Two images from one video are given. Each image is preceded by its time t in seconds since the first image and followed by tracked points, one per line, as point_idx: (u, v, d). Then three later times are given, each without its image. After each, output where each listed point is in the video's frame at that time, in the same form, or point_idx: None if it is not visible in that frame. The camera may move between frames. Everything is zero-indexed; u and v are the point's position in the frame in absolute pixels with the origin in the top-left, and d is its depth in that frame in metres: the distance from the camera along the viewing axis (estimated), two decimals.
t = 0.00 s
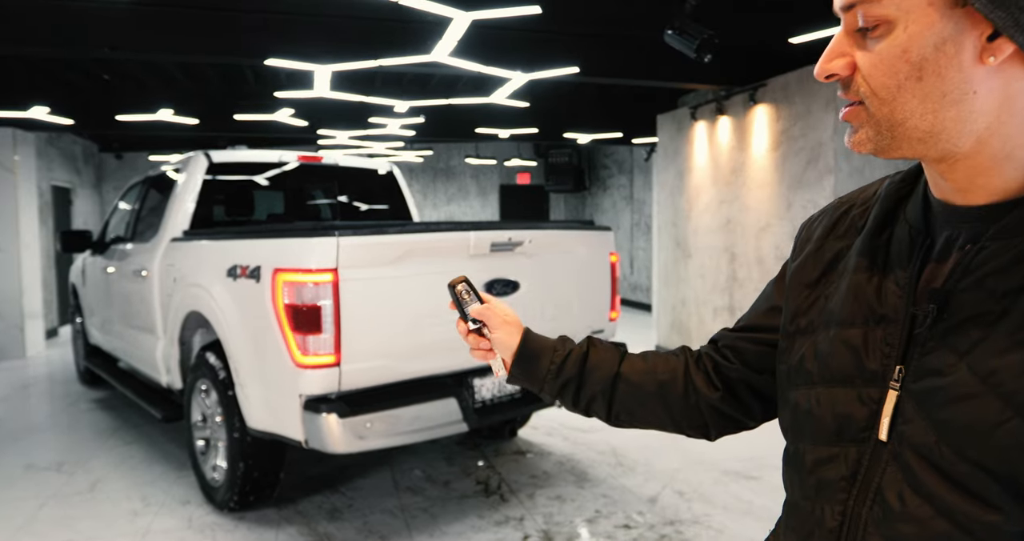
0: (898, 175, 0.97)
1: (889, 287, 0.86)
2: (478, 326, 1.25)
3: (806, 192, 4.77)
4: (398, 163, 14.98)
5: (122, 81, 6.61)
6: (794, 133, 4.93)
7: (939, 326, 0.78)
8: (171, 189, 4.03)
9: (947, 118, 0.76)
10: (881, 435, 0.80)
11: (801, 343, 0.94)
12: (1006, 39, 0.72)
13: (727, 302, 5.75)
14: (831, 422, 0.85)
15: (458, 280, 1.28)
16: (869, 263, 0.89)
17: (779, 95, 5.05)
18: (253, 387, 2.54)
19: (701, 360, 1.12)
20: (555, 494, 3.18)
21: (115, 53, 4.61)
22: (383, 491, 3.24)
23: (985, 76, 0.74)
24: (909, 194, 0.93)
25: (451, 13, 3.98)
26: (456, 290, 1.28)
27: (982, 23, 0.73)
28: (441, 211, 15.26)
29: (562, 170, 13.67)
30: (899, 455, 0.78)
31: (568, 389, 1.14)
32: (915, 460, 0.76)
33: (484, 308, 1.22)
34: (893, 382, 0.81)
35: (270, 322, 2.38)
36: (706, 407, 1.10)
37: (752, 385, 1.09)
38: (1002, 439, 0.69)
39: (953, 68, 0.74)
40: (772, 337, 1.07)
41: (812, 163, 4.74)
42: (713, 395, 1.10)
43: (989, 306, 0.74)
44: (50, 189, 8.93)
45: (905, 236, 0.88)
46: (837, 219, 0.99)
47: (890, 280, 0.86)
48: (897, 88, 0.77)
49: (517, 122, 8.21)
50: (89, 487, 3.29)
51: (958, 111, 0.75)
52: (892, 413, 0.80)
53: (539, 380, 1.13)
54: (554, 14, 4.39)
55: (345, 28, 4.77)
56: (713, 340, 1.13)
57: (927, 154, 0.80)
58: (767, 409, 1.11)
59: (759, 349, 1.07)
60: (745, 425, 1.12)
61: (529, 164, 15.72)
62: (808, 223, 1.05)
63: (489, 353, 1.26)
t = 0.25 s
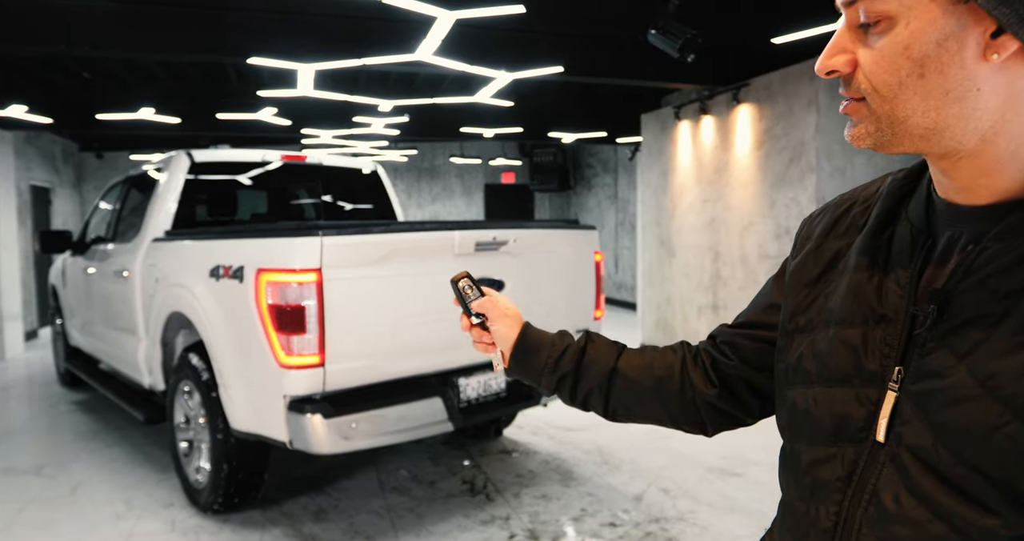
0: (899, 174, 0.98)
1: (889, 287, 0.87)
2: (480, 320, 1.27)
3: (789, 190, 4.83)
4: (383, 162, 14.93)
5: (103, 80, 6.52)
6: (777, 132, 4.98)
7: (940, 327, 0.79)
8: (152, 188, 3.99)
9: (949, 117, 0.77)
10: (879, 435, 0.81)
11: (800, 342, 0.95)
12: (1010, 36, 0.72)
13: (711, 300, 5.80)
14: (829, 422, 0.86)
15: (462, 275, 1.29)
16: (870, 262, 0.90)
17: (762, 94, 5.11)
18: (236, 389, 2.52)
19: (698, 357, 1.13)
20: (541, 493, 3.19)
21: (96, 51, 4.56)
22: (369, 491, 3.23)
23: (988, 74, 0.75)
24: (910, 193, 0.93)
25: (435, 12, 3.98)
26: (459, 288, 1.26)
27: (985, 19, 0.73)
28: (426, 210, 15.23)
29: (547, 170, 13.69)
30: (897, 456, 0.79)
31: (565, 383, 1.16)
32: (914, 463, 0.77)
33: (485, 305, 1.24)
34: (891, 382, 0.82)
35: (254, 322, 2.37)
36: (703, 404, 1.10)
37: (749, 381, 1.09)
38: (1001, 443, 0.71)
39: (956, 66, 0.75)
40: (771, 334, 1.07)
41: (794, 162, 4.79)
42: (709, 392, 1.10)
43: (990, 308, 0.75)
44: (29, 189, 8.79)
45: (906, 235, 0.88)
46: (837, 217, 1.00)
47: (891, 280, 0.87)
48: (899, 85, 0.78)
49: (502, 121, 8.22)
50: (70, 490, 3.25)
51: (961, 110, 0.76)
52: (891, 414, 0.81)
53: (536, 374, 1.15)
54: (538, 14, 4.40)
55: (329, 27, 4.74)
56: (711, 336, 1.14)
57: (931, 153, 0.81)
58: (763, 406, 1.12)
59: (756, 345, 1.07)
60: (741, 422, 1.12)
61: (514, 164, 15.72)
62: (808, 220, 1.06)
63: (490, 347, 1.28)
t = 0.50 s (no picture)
0: (892, 173, 0.99)
1: (881, 286, 0.87)
2: (471, 327, 1.28)
3: (774, 190, 4.87)
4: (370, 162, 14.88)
5: (86, 78, 6.45)
6: (763, 132, 5.02)
7: (931, 327, 0.79)
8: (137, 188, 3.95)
9: (943, 117, 0.77)
10: (869, 435, 0.82)
11: (793, 341, 0.95)
12: (1001, 36, 0.72)
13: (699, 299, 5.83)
14: (819, 422, 0.87)
15: (451, 282, 1.31)
16: (862, 262, 0.90)
17: (748, 94, 5.15)
18: (223, 389, 2.51)
19: (690, 356, 1.13)
20: (529, 492, 3.20)
21: (79, 50, 4.51)
22: (356, 492, 3.22)
23: (980, 73, 0.75)
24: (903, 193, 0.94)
25: (421, 11, 3.97)
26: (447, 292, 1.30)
27: (977, 18, 0.73)
28: (413, 210, 15.21)
29: (534, 169, 13.70)
30: (885, 456, 0.80)
31: (555, 386, 1.16)
32: (902, 462, 0.78)
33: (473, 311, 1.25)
34: (882, 382, 0.82)
35: (240, 323, 2.36)
36: (694, 404, 1.11)
37: (741, 380, 1.10)
38: (988, 443, 0.71)
39: (948, 66, 0.75)
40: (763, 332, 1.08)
41: (780, 162, 4.83)
42: (701, 391, 1.11)
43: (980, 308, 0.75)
44: (12, 189, 8.68)
45: (897, 235, 0.89)
46: (831, 217, 1.01)
47: (882, 279, 0.88)
48: (891, 86, 0.78)
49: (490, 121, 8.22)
50: (54, 493, 3.22)
51: (955, 109, 0.77)
52: (879, 414, 0.82)
53: (527, 378, 1.16)
54: (525, 13, 4.40)
55: (316, 26, 4.72)
56: (704, 335, 1.15)
57: (925, 153, 0.81)
58: (755, 405, 1.12)
59: (748, 344, 1.08)
60: (734, 420, 1.13)
61: (502, 163, 15.72)
62: (802, 220, 1.07)
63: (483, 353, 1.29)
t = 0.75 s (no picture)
0: (873, 174, 1.00)
1: (860, 285, 0.88)
2: (460, 326, 1.29)
3: (762, 190, 4.90)
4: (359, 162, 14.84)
5: (72, 78, 6.40)
6: (751, 133, 5.05)
7: (906, 327, 0.80)
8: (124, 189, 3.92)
9: (911, 121, 0.78)
10: (847, 434, 0.83)
11: (775, 339, 0.96)
12: (960, 41, 0.73)
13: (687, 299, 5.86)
14: (800, 420, 0.88)
15: (442, 284, 1.32)
16: (842, 261, 0.91)
17: (735, 95, 5.17)
18: (211, 391, 2.50)
19: (675, 354, 1.14)
20: (519, 492, 3.21)
21: (65, 49, 4.47)
22: (346, 493, 3.22)
23: (945, 78, 0.75)
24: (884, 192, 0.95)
25: (410, 12, 3.97)
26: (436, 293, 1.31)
27: (937, 25, 0.75)
28: (403, 210, 15.18)
29: (524, 170, 13.72)
30: (862, 454, 0.81)
31: (542, 384, 1.16)
32: (879, 460, 0.79)
33: (462, 308, 1.26)
34: (859, 380, 0.83)
35: (228, 324, 2.35)
36: (680, 401, 1.12)
37: (725, 378, 1.11)
38: (961, 441, 0.72)
39: (912, 72, 0.77)
40: (747, 331, 1.09)
41: (768, 162, 4.87)
42: (687, 389, 1.12)
43: (955, 308, 0.76)
44: None
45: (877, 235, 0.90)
46: (814, 216, 1.01)
47: (861, 278, 0.88)
48: (859, 93, 0.80)
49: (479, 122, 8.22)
50: (40, 496, 3.19)
51: (924, 113, 0.77)
52: (857, 412, 0.82)
53: (514, 375, 1.16)
54: (514, 14, 4.41)
55: (304, 26, 4.71)
56: (690, 333, 1.16)
57: (899, 157, 0.82)
58: (739, 402, 1.14)
59: (733, 342, 1.10)
60: (718, 417, 1.15)
61: (491, 163, 15.71)
62: (786, 219, 1.07)
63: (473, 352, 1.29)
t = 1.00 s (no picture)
0: (849, 178, 1.02)
1: (831, 285, 0.90)
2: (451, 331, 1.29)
3: (752, 190, 4.93)
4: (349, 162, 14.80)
5: (59, 77, 6.34)
6: (740, 133, 5.08)
7: (872, 324, 0.82)
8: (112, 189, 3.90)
9: (870, 126, 0.80)
10: (819, 429, 0.84)
11: (752, 339, 0.98)
12: (909, 48, 0.76)
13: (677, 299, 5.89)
14: (775, 416, 0.90)
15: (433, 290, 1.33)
16: (815, 261, 0.93)
17: (726, 96, 5.20)
18: (200, 392, 2.48)
19: (658, 355, 1.16)
20: (510, 492, 3.21)
21: (51, 48, 4.43)
22: (337, 494, 3.21)
23: (899, 83, 0.78)
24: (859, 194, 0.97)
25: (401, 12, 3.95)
26: (423, 297, 1.31)
27: (886, 33, 0.77)
28: (393, 211, 15.16)
29: (514, 170, 13.74)
30: (833, 448, 0.82)
31: (529, 386, 1.17)
32: (848, 454, 0.80)
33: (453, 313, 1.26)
34: (831, 377, 0.85)
35: (218, 325, 2.34)
36: (664, 400, 1.13)
37: (707, 378, 1.12)
38: (925, 433, 0.73)
39: (868, 77, 0.79)
40: (728, 330, 1.10)
41: (758, 163, 4.89)
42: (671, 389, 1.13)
43: (918, 304, 0.78)
44: None
45: (851, 236, 0.92)
46: (791, 219, 1.04)
47: (833, 278, 0.90)
48: (820, 99, 0.81)
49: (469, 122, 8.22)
50: (27, 499, 3.16)
51: (883, 117, 0.79)
52: (829, 408, 0.84)
53: (501, 378, 1.17)
54: (505, 14, 4.40)
55: (293, 26, 4.69)
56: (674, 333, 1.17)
57: (863, 160, 0.84)
58: (723, 401, 1.15)
59: (716, 342, 1.11)
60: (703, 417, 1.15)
61: (481, 164, 15.71)
62: (765, 222, 1.10)
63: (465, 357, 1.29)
